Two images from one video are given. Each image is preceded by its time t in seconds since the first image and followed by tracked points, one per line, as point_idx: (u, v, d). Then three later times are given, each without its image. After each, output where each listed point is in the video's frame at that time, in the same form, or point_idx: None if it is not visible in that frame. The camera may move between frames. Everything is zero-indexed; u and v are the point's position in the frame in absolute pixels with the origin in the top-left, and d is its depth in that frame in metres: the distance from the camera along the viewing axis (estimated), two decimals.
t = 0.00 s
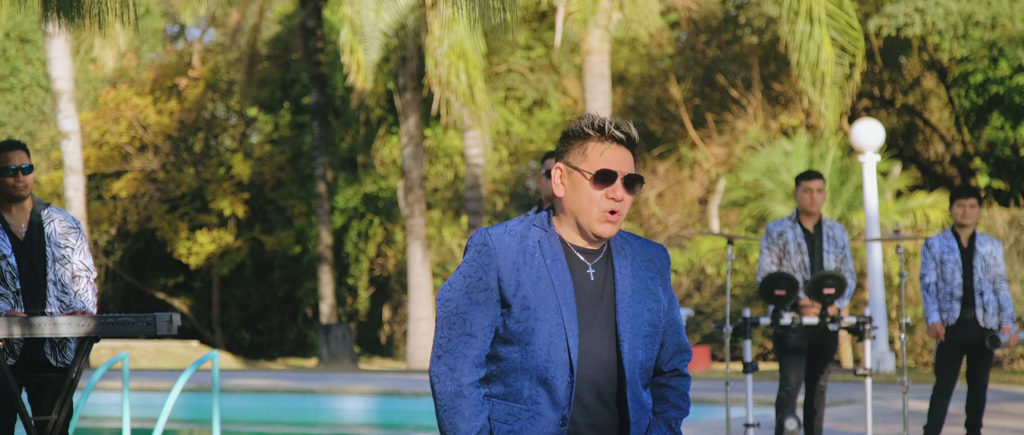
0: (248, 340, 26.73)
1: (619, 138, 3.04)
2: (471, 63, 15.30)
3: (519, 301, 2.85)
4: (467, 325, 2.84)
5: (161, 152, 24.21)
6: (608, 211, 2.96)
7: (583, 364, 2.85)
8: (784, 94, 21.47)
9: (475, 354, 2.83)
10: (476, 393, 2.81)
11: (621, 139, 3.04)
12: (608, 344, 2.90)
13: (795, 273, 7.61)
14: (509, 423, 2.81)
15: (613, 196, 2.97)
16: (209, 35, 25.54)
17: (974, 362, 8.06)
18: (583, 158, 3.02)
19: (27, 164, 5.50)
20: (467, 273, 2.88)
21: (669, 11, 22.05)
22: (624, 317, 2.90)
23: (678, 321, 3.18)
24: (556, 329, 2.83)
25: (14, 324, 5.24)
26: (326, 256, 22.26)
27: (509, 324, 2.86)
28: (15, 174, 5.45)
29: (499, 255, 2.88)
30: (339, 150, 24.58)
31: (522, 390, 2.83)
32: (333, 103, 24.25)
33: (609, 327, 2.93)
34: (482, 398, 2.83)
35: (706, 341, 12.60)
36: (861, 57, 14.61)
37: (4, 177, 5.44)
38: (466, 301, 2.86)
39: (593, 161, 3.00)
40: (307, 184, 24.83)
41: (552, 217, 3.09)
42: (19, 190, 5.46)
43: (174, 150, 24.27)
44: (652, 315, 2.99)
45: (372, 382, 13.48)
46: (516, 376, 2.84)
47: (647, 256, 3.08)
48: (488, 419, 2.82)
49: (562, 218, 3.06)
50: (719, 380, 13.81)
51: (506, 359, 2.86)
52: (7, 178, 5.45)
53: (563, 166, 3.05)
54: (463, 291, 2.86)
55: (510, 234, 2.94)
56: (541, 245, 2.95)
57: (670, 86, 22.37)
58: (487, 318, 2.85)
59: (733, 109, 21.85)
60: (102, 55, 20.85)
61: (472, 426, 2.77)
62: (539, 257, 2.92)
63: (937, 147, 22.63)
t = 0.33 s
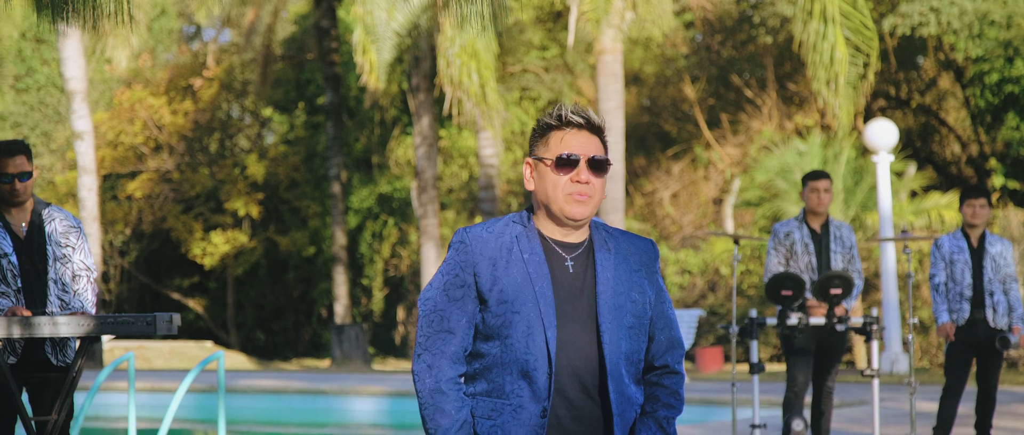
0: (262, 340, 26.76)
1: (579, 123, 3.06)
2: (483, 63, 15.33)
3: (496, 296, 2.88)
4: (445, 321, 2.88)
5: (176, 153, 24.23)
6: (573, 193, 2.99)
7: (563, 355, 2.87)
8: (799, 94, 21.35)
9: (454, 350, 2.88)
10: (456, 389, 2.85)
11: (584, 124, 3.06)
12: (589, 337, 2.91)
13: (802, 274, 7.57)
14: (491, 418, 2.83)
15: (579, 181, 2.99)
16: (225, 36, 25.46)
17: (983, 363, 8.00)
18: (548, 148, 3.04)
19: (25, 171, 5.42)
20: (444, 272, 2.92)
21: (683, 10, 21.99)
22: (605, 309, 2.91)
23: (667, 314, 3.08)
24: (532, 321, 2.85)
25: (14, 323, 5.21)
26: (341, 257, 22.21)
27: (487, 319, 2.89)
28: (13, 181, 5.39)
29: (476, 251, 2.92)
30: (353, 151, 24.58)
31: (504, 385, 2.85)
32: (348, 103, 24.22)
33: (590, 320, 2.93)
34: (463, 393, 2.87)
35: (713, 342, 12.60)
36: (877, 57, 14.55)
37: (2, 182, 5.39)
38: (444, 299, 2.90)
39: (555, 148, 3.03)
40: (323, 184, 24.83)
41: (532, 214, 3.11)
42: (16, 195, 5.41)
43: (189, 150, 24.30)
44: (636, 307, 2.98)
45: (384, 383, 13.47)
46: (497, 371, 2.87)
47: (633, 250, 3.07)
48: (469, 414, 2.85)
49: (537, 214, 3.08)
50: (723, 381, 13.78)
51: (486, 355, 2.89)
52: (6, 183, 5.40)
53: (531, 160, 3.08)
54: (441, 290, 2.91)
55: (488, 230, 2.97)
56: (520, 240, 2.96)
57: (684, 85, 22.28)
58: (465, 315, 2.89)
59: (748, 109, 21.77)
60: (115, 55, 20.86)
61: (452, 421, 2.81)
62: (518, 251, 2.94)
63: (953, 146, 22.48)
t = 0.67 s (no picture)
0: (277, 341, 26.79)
1: (550, 113, 3.10)
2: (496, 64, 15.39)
3: (480, 294, 2.88)
4: (432, 321, 2.88)
5: (191, 153, 24.26)
6: (550, 182, 3.02)
7: (550, 352, 2.85)
8: (814, 95, 21.27)
9: (441, 351, 2.87)
10: (443, 389, 2.84)
11: (557, 113, 3.10)
12: (575, 332, 2.90)
13: (810, 275, 7.54)
14: (479, 417, 2.82)
15: (553, 168, 3.02)
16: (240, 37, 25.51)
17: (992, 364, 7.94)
18: (522, 142, 3.08)
19: (25, 178, 5.44)
20: (429, 271, 2.92)
21: (697, 11, 21.95)
22: (590, 305, 2.90)
23: (657, 309, 3.07)
24: (517, 317, 2.85)
25: (15, 323, 5.21)
26: (355, 258, 22.19)
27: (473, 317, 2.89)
28: (12, 185, 5.41)
29: (461, 249, 2.91)
30: (368, 152, 24.60)
31: (491, 382, 2.84)
32: (362, 104, 24.25)
33: (576, 316, 2.92)
34: (453, 394, 2.85)
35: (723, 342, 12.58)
36: (891, 58, 14.50)
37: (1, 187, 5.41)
38: (429, 299, 2.90)
39: (531, 137, 3.07)
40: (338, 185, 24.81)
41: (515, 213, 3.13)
42: (15, 200, 5.44)
43: (204, 151, 24.34)
44: (622, 301, 2.97)
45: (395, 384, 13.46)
46: (484, 368, 2.86)
47: (620, 244, 3.07)
48: (458, 413, 2.84)
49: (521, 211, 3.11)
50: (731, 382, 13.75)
51: (473, 353, 2.89)
52: (5, 188, 5.42)
53: (510, 159, 3.12)
54: (426, 289, 2.90)
55: (473, 228, 2.97)
56: (503, 238, 2.96)
57: (698, 86, 22.22)
58: (450, 313, 2.88)
59: (763, 110, 21.71)
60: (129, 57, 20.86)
61: (439, 422, 2.79)
62: (502, 248, 2.93)
63: (969, 147, 22.39)
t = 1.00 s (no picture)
0: (296, 342, 26.83)
1: (550, 122, 3.09)
2: (513, 64, 15.42)
3: (475, 301, 2.92)
4: (426, 325, 2.94)
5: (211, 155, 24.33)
6: (545, 193, 3.02)
7: (541, 358, 2.87)
8: (833, 95, 21.23)
9: (434, 354, 2.93)
10: (437, 391, 2.90)
11: (558, 121, 3.09)
12: (569, 339, 2.91)
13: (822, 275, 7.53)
14: (472, 421, 2.86)
15: (548, 180, 3.02)
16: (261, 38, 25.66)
17: (1007, 366, 7.89)
18: (520, 149, 3.08)
19: (34, 177, 5.55)
20: (426, 276, 2.97)
21: (716, 11, 21.95)
22: (586, 311, 2.90)
23: (657, 316, 3.04)
24: (510, 323, 2.87)
25: (23, 323, 5.27)
26: (373, 259, 22.19)
27: (468, 321, 2.93)
28: (20, 185, 5.53)
29: (456, 253, 2.96)
30: (388, 153, 24.69)
31: (485, 387, 2.88)
32: (381, 105, 24.32)
33: (571, 325, 2.93)
34: (446, 397, 2.91)
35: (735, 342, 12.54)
36: (909, 58, 14.47)
37: (10, 187, 5.53)
38: (424, 303, 2.94)
39: (531, 146, 3.06)
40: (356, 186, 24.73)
41: (516, 218, 3.14)
42: (25, 200, 5.56)
43: (224, 152, 24.39)
44: (620, 308, 2.96)
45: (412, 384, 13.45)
46: (478, 373, 2.90)
47: (620, 250, 3.06)
48: (452, 416, 2.88)
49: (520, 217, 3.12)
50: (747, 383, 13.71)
51: (468, 359, 2.93)
52: (13, 189, 5.53)
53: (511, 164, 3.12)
54: (421, 295, 2.95)
55: (469, 234, 3.00)
56: (499, 243, 2.99)
57: (717, 87, 22.18)
58: (444, 318, 2.93)
59: (781, 110, 21.68)
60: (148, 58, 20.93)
61: (434, 423, 2.84)
62: (498, 254, 2.96)
63: (989, 147, 22.30)
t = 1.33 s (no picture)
0: (325, 343, 26.86)
1: (524, 117, 3.23)
2: (538, 66, 15.44)
3: (475, 300, 3.08)
4: (429, 327, 3.09)
5: (238, 157, 24.42)
6: (526, 190, 3.13)
7: (544, 353, 3.02)
8: (861, 97, 21.17)
9: (438, 355, 3.09)
10: (440, 393, 3.05)
11: (535, 114, 3.24)
12: (571, 333, 3.05)
13: (844, 277, 7.49)
14: (476, 419, 3.01)
15: (527, 174, 3.14)
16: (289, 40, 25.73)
17: None
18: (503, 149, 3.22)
19: (54, 176, 5.62)
20: (427, 278, 3.13)
21: (744, 12, 21.91)
22: (586, 306, 3.05)
23: (660, 309, 3.18)
24: (511, 319, 3.02)
25: (43, 323, 5.28)
26: (401, 260, 22.19)
27: (469, 321, 3.09)
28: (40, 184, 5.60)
29: (456, 254, 3.12)
30: (415, 155, 24.73)
31: (489, 385, 3.03)
32: (408, 107, 24.35)
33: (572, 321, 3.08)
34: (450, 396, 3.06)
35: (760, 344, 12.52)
36: (937, 59, 14.41)
37: (31, 185, 5.59)
38: (426, 305, 3.10)
39: (511, 143, 3.19)
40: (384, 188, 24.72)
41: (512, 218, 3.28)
42: (46, 199, 5.62)
43: (252, 154, 24.44)
44: (620, 301, 3.11)
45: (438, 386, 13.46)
46: (481, 372, 3.05)
47: (619, 245, 3.21)
48: (456, 417, 3.04)
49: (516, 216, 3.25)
50: (773, 384, 13.70)
51: (471, 357, 3.08)
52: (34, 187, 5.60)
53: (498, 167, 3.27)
54: (424, 297, 3.11)
55: (468, 234, 3.16)
56: (497, 240, 3.14)
57: (744, 89, 22.10)
58: (445, 319, 3.09)
59: (809, 112, 21.63)
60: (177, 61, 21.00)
61: (436, 425, 3.01)
62: (497, 253, 3.12)
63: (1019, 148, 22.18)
